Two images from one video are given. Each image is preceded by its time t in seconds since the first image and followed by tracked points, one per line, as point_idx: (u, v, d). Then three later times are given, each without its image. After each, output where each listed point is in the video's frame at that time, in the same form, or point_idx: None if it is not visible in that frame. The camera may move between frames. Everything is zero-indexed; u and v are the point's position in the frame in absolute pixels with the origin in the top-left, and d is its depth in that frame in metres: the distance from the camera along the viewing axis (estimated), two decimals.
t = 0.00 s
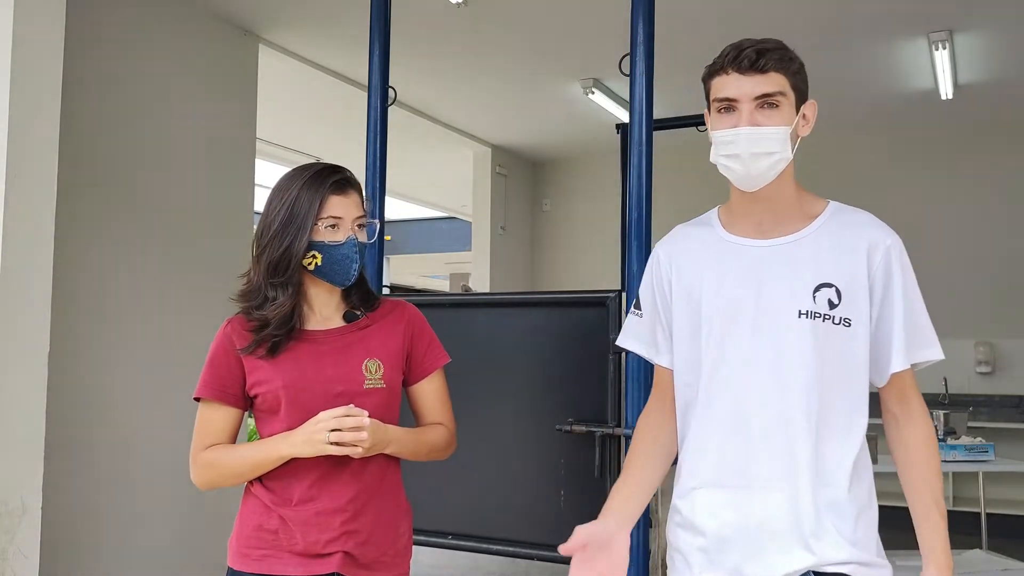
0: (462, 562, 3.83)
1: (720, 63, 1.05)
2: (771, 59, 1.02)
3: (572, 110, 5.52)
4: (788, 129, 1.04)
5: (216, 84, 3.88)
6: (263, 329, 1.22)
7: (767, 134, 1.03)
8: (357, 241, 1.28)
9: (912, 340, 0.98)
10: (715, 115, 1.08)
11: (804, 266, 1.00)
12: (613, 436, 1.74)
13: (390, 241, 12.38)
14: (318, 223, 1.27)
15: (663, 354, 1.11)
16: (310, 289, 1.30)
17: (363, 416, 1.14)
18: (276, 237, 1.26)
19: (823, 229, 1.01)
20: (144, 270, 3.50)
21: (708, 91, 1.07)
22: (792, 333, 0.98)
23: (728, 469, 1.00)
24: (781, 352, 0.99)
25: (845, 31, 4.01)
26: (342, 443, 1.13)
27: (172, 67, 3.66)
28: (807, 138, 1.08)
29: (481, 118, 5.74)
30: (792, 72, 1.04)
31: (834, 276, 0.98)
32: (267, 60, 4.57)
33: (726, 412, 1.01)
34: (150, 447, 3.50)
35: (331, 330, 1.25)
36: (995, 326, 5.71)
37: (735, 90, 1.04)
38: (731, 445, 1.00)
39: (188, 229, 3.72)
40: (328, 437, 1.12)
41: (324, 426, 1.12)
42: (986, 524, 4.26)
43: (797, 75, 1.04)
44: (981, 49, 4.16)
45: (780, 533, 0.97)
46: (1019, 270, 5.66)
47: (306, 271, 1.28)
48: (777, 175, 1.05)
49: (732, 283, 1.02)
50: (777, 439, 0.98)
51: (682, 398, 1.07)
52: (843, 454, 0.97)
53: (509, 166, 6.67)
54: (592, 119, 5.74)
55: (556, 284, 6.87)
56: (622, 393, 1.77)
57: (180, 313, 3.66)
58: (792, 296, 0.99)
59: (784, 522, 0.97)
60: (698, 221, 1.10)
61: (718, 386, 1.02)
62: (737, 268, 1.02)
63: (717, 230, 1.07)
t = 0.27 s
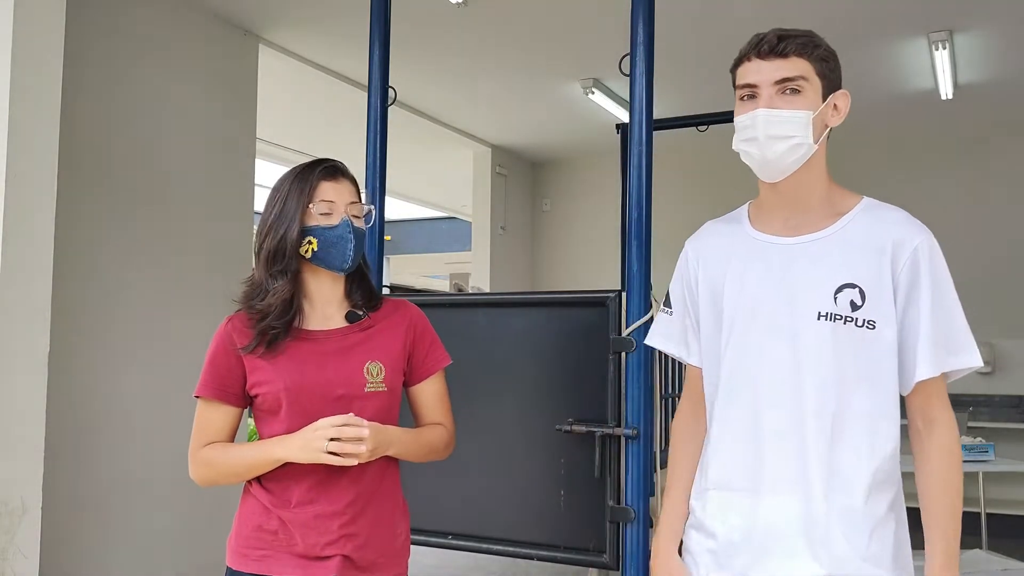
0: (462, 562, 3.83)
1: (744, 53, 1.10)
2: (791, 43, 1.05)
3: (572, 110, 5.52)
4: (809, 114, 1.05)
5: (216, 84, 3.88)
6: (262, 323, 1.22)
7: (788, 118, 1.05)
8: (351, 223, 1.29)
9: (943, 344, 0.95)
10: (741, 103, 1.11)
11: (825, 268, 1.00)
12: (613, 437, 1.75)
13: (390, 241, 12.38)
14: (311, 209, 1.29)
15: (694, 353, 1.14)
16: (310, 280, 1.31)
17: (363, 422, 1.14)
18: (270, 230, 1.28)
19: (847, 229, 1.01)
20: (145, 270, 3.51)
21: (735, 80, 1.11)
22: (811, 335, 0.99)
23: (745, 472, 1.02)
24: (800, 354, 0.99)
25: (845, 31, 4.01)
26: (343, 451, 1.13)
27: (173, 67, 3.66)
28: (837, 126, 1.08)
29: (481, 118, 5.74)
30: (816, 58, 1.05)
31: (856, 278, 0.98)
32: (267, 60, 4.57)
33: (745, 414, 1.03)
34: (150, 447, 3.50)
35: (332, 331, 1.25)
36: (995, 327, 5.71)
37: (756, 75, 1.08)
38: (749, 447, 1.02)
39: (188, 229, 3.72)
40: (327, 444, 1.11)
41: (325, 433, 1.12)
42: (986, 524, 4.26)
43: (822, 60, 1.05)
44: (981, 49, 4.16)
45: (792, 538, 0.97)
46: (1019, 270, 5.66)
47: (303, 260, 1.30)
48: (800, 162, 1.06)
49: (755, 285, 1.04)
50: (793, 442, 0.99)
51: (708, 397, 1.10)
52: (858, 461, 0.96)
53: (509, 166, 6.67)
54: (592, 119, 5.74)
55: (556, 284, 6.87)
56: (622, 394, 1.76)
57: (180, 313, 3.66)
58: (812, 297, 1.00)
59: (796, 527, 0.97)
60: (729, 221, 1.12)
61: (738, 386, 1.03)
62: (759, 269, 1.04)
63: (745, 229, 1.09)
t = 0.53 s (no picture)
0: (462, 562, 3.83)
1: (748, 46, 1.11)
2: (786, 35, 1.06)
3: (571, 110, 5.52)
4: (807, 105, 1.06)
5: (216, 84, 3.88)
6: (264, 318, 1.22)
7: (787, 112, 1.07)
8: (352, 216, 1.29)
9: (949, 331, 0.90)
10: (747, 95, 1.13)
11: (825, 257, 0.99)
12: (614, 437, 1.75)
13: (390, 241, 12.39)
14: (311, 203, 1.30)
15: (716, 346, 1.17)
16: (310, 275, 1.32)
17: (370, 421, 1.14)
18: (271, 225, 1.29)
19: (853, 216, 0.99)
20: (145, 270, 3.50)
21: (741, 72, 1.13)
22: (809, 322, 0.99)
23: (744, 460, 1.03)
24: (799, 341, 1.00)
25: (845, 31, 4.01)
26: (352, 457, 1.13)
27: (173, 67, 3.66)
28: (843, 117, 1.09)
29: (481, 118, 5.74)
30: (814, 47, 1.06)
31: (857, 265, 0.97)
32: (267, 60, 4.57)
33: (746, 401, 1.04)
34: (150, 448, 3.50)
35: (335, 330, 1.25)
36: (995, 327, 5.71)
37: (757, 68, 1.09)
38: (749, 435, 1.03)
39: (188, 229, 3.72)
40: (336, 444, 1.11)
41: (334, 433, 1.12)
42: (986, 524, 4.25)
43: (821, 49, 1.06)
44: (981, 49, 4.16)
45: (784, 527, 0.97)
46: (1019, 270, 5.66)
47: (303, 254, 1.30)
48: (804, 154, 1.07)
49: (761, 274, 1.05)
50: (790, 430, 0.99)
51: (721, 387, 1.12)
52: (853, 452, 0.95)
53: (510, 166, 6.67)
54: (592, 119, 5.74)
55: (556, 284, 6.87)
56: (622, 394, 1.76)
57: (179, 313, 3.66)
58: (812, 286, 1.00)
59: (788, 516, 0.97)
60: (750, 215, 1.14)
61: (741, 375, 1.05)
62: (764, 259, 1.05)
63: (761, 222, 1.10)
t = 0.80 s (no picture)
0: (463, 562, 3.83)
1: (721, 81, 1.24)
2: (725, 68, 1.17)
3: (571, 110, 5.51)
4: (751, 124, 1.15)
5: (216, 84, 3.88)
6: (265, 321, 1.22)
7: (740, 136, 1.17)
8: (352, 229, 1.28)
9: (923, 332, 0.90)
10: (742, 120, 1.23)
11: (816, 257, 1.04)
12: (613, 437, 1.75)
13: (390, 241, 12.38)
14: (313, 214, 1.29)
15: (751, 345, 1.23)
16: (312, 280, 1.31)
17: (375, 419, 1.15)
18: (275, 228, 1.28)
19: (844, 217, 1.02)
20: (145, 270, 3.50)
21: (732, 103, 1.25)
22: (797, 318, 1.04)
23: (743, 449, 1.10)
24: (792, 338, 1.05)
25: (845, 31, 4.01)
26: (354, 454, 1.13)
27: (173, 67, 3.66)
28: (802, 113, 1.10)
29: (480, 118, 5.74)
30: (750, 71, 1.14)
31: (843, 263, 1.00)
32: (267, 60, 4.56)
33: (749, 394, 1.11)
34: (150, 448, 3.50)
35: (338, 330, 1.25)
36: (995, 327, 5.71)
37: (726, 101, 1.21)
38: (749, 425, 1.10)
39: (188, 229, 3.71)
40: (342, 443, 1.12)
41: (340, 432, 1.12)
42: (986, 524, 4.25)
43: (758, 69, 1.13)
44: (981, 49, 4.16)
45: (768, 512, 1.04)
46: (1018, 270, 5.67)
47: (305, 263, 1.30)
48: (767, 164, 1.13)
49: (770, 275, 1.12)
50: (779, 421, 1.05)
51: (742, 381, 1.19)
52: (829, 446, 0.99)
53: (510, 166, 6.68)
54: (592, 119, 5.74)
55: (556, 284, 6.87)
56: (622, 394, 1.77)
57: (179, 313, 3.65)
58: (804, 285, 1.05)
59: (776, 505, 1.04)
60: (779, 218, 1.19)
61: (749, 371, 1.12)
62: (773, 261, 1.11)
63: (781, 224, 1.16)
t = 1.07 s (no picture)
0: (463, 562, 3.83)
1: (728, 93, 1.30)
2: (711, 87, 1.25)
3: (571, 110, 5.51)
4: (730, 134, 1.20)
5: (216, 84, 3.88)
6: (268, 318, 1.22)
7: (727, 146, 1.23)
8: (353, 222, 1.28)
9: (873, 322, 0.92)
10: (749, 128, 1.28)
11: (791, 258, 1.07)
12: (613, 437, 1.75)
13: (390, 241, 12.38)
14: (314, 208, 1.29)
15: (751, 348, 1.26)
16: (315, 278, 1.31)
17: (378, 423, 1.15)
18: (276, 225, 1.29)
19: (816, 216, 1.05)
20: (145, 269, 3.50)
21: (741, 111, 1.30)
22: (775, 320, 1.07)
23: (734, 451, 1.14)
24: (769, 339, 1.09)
25: (844, 31, 4.01)
26: (356, 456, 1.13)
27: (173, 67, 3.66)
28: (767, 120, 1.13)
29: (480, 118, 5.74)
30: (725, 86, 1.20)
31: (813, 262, 1.03)
32: (267, 60, 4.56)
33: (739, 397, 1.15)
34: (150, 448, 3.50)
35: (341, 331, 1.25)
36: (995, 327, 5.71)
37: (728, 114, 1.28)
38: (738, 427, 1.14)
39: (188, 229, 3.71)
40: (345, 445, 1.12)
41: (343, 434, 1.12)
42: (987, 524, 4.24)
43: (730, 84, 1.19)
44: (981, 49, 4.16)
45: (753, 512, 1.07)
46: (1018, 269, 5.67)
47: (307, 258, 1.29)
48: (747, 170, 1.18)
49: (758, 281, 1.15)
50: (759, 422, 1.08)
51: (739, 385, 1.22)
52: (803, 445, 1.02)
53: (510, 166, 6.68)
54: (592, 119, 5.74)
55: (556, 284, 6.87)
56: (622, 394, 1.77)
57: (179, 313, 3.65)
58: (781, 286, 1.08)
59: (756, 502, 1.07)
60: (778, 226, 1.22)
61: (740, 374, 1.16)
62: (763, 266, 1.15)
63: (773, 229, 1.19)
